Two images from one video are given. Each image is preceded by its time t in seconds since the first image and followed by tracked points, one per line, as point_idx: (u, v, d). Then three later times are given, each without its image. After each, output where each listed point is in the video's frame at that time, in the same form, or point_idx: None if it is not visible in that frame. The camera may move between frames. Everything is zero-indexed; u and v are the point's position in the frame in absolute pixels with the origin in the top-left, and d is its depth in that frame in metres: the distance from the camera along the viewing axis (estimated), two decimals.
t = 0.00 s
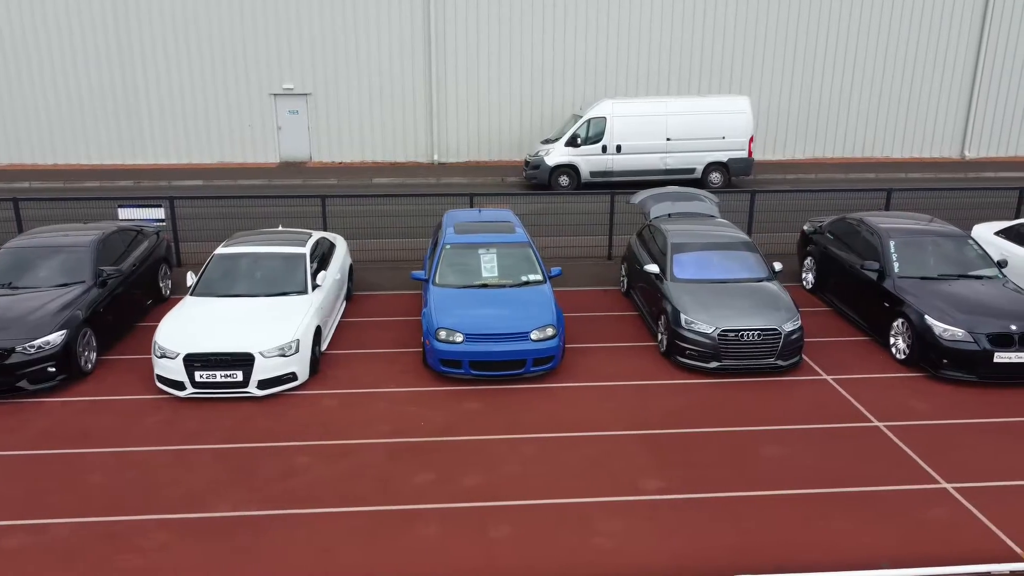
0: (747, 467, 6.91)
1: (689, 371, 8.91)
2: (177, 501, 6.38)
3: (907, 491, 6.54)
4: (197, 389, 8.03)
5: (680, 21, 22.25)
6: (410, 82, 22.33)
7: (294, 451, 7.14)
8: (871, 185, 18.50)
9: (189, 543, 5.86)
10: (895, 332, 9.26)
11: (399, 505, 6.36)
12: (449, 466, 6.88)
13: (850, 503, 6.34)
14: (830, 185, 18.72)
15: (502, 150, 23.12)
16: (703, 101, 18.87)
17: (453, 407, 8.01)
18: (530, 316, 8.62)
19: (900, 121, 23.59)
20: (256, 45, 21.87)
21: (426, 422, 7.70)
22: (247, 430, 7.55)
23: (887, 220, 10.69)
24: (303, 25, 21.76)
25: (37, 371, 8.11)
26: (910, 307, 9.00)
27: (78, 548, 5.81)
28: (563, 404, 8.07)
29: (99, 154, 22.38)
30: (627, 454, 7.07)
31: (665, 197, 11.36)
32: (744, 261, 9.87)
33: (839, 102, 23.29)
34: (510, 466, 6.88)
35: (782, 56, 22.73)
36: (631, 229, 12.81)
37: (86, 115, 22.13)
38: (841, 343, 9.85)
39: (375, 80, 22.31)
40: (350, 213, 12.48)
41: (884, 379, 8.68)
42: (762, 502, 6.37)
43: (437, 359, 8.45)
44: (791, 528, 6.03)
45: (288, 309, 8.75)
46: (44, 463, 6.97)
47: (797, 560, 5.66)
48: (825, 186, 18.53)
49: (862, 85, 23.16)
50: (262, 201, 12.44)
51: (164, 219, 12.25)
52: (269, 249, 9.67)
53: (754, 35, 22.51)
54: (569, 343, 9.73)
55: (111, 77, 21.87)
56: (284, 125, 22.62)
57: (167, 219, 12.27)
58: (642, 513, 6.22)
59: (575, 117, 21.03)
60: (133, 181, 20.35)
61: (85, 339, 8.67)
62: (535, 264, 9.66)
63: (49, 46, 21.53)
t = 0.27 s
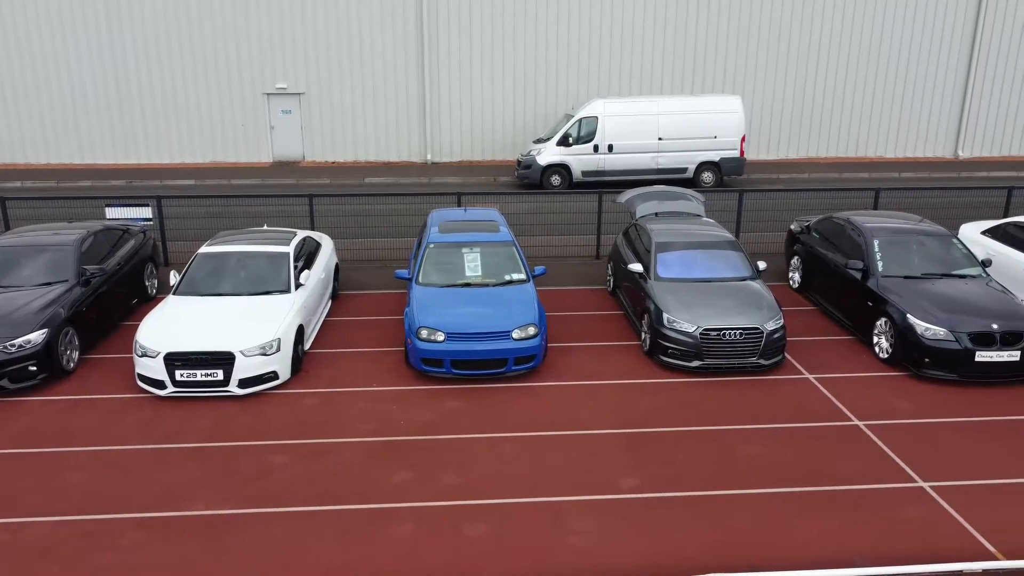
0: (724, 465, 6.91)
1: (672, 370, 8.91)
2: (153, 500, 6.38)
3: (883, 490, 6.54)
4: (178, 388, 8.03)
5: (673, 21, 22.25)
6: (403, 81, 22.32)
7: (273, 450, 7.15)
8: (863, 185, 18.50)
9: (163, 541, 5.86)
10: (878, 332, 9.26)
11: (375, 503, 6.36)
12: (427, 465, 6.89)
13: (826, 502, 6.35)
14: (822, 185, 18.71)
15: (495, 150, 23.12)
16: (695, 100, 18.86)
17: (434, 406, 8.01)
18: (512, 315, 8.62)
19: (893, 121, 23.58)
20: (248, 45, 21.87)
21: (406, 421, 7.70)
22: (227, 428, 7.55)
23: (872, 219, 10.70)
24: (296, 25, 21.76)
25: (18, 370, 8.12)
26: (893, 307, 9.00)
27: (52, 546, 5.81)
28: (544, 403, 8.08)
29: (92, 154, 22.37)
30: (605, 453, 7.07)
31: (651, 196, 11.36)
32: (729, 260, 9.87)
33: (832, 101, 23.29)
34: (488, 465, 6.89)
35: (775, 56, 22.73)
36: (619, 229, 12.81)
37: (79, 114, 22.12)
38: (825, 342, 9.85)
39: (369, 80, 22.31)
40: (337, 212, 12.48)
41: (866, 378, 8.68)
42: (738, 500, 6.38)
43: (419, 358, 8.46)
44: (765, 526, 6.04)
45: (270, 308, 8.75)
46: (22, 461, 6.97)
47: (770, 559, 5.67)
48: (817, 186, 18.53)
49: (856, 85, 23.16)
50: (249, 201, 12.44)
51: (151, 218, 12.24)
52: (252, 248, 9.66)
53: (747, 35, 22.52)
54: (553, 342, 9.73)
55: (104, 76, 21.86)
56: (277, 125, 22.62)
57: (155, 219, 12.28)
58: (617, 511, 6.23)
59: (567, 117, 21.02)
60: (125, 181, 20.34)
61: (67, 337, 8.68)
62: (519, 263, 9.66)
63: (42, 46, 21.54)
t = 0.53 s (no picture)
0: (703, 464, 6.92)
1: (655, 369, 8.92)
2: (131, 499, 6.39)
3: (861, 489, 6.56)
4: (161, 388, 8.04)
5: (667, 21, 22.27)
6: (397, 81, 22.33)
7: (253, 449, 7.16)
8: (855, 185, 18.50)
9: (139, 540, 5.87)
10: (862, 331, 9.27)
11: (352, 502, 6.37)
12: (406, 464, 6.90)
13: (803, 501, 6.36)
14: (814, 185, 18.72)
15: (489, 150, 23.13)
16: (687, 100, 18.88)
17: (416, 406, 8.02)
18: (496, 314, 8.63)
19: (887, 121, 23.58)
20: (242, 45, 21.88)
21: (388, 420, 7.71)
22: (208, 427, 7.56)
23: (858, 219, 10.71)
24: (290, 25, 21.77)
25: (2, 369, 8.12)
26: (877, 306, 9.01)
27: (28, 545, 5.82)
28: (526, 403, 8.10)
29: (86, 154, 22.39)
30: (585, 453, 7.09)
31: (638, 195, 11.37)
32: (714, 259, 9.89)
33: (826, 101, 23.30)
34: (467, 465, 6.90)
35: (769, 56, 22.74)
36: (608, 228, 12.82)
37: (73, 114, 22.14)
38: (810, 341, 9.86)
39: (363, 80, 22.32)
40: (326, 212, 12.49)
41: (849, 378, 8.69)
42: (714, 500, 6.39)
43: (402, 357, 8.47)
44: (741, 525, 6.05)
45: (254, 307, 8.75)
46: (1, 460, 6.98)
47: (744, 558, 5.68)
48: (809, 186, 18.53)
49: (849, 85, 23.18)
50: (238, 201, 12.45)
51: (139, 218, 12.25)
52: (237, 247, 9.66)
53: (741, 36, 22.54)
54: (538, 342, 9.73)
55: (98, 76, 21.86)
56: (271, 125, 22.63)
57: (143, 218, 12.29)
58: (594, 510, 6.24)
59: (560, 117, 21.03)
60: (118, 181, 20.34)
61: (51, 337, 8.69)
62: (504, 263, 9.67)
63: (35, 46, 21.55)
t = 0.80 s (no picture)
0: (684, 463, 6.94)
1: (640, 368, 8.93)
2: (112, 497, 6.40)
3: (840, 487, 6.57)
4: (145, 386, 8.05)
5: (661, 21, 22.28)
6: (391, 81, 22.34)
7: (235, 447, 7.18)
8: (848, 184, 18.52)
9: (118, 538, 5.89)
10: (847, 330, 9.28)
11: (332, 500, 6.39)
12: (387, 462, 6.91)
13: (782, 499, 6.37)
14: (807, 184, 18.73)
15: (483, 149, 23.15)
16: (680, 100, 18.89)
17: (400, 404, 8.04)
18: (481, 313, 8.64)
19: (881, 120, 23.60)
20: (236, 45, 21.89)
21: (371, 419, 7.73)
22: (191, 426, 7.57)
23: (845, 218, 10.72)
24: (284, 24, 21.78)
25: None
26: (862, 305, 9.02)
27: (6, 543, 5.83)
28: (509, 401, 8.11)
29: (80, 153, 22.41)
30: (567, 451, 7.10)
31: (627, 194, 11.37)
32: (700, 258, 9.90)
33: (820, 101, 23.31)
34: (448, 463, 6.92)
35: (763, 56, 22.76)
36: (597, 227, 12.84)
37: (67, 113, 22.15)
38: (796, 340, 9.88)
39: (357, 80, 22.34)
40: (315, 211, 12.51)
41: (833, 376, 8.71)
42: (693, 498, 6.40)
43: (387, 356, 8.48)
44: (718, 523, 6.07)
45: (240, 306, 8.76)
46: None
47: (720, 555, 5.70)
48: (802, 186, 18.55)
49: (844, 85, 23.19)
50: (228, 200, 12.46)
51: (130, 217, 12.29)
52: (224, 246, 9.67)
53: (735, 35, 22.56)
54: (525, 340, 9.75)
55: (92, 76, 21.87)
56: (265, 125, 22.65)
57: (133, 217, 12.30)
58: (573, 508, 6.26)
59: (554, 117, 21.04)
60: (112, 180, 20.35)
61: (36, 336, 8.70)
62: (490, 262, 9.68)
63: (29, 46, 21.57)
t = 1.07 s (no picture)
0: (667, 460, 6.94)
1: (627, 366, 8.94)
2: (95, 494, 6.41)
3: (822, 485, 6.58)
4: (131, 384, 8.05)
5: (656, 20, 22.28)
6: (386, 80, 22.34)
7: (220, 444, 7.19)
8: (842, 183, 18.52)
9: (98, 535, 5.90)
10: (835, 328, 9.28)
11: (315, 497, 6.40)
12: (371, 460, 6.93)
13: (763, 497, 6.38)
14: (800, 183, 18.74)
15: (477, 148, 23.16)
16: (674, 99, 18.89)
17: (386, 402, 8.05)
18: (467, 311, 8.64)
19: (876, 119, 23.60)
20: (231, 44, 21.90)
21: (357, 417, 7.74)
22: (176, 424, 7.58)
23: (834, 216, 10.73)
24: (279, 23, 21.77)
25: None
26: (849, 303, 9.03)
27: None
28: (495, 399, 8.13)
29: (76, 152, 22.43)
30: (551, 449, 7.11)
31: (617, 193, 11.38)
32: (689, 256, 9.90)
33: (814, 100, 23.32)
34: (432, 461, 6.93)
35: (758, 54, 22.77)
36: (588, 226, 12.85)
37: (62, 112, 22.17)
38: (785, 338, 9.88)
39: (352, 79, 22.33)
40: (306, 210, 12.52)
41: (820, 374, 8.72)
42: (675, 496, 6.42)
43: (373, 354, 8.48)
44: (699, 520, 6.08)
45: (228, 304, 8.76)
46: None
47: (700, 553, 5.71)
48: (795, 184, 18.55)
49: (839, 84, 23.20)
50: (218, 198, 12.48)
51: (120, 216, 12.31)
52: (212, 244, 9.68)
53: (729, 34, 22.56)
54: (513, 339, 9.76)
55: (86, 74, 21.88)
56: (260, 124, 22.66)
57: (124, 215, 12.31)
58: (555, 505, 6.27)
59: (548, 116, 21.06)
60: (106, 179, 20.36)
61: (23, 333, 8.70)
62: (478, 260, 9.68)
63: (24, 45, 21.58)
